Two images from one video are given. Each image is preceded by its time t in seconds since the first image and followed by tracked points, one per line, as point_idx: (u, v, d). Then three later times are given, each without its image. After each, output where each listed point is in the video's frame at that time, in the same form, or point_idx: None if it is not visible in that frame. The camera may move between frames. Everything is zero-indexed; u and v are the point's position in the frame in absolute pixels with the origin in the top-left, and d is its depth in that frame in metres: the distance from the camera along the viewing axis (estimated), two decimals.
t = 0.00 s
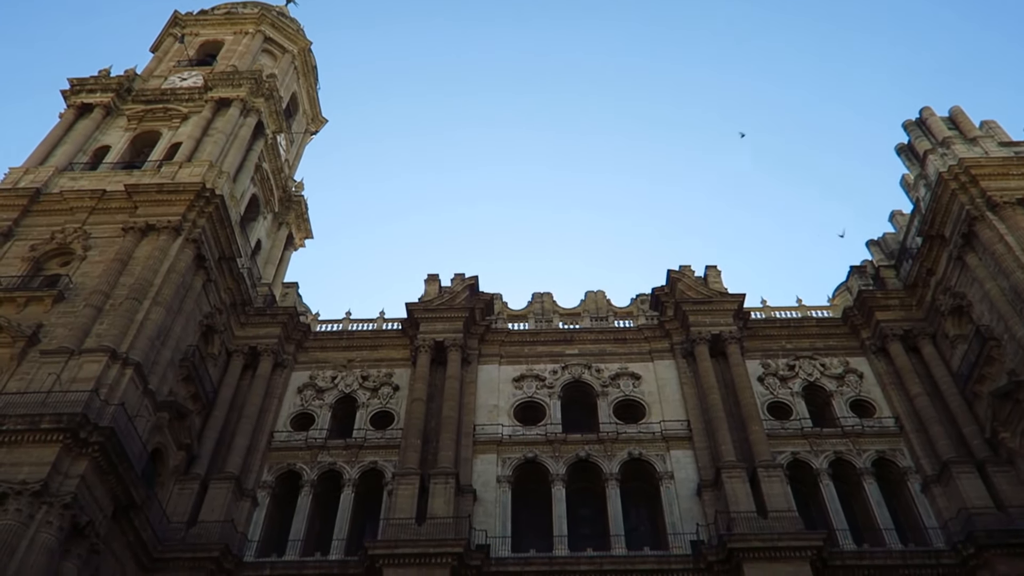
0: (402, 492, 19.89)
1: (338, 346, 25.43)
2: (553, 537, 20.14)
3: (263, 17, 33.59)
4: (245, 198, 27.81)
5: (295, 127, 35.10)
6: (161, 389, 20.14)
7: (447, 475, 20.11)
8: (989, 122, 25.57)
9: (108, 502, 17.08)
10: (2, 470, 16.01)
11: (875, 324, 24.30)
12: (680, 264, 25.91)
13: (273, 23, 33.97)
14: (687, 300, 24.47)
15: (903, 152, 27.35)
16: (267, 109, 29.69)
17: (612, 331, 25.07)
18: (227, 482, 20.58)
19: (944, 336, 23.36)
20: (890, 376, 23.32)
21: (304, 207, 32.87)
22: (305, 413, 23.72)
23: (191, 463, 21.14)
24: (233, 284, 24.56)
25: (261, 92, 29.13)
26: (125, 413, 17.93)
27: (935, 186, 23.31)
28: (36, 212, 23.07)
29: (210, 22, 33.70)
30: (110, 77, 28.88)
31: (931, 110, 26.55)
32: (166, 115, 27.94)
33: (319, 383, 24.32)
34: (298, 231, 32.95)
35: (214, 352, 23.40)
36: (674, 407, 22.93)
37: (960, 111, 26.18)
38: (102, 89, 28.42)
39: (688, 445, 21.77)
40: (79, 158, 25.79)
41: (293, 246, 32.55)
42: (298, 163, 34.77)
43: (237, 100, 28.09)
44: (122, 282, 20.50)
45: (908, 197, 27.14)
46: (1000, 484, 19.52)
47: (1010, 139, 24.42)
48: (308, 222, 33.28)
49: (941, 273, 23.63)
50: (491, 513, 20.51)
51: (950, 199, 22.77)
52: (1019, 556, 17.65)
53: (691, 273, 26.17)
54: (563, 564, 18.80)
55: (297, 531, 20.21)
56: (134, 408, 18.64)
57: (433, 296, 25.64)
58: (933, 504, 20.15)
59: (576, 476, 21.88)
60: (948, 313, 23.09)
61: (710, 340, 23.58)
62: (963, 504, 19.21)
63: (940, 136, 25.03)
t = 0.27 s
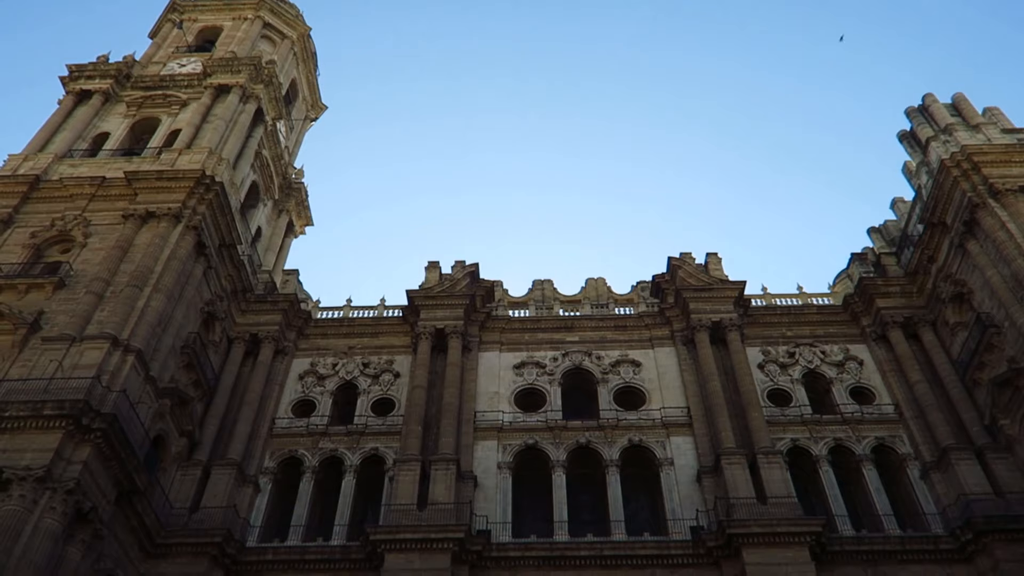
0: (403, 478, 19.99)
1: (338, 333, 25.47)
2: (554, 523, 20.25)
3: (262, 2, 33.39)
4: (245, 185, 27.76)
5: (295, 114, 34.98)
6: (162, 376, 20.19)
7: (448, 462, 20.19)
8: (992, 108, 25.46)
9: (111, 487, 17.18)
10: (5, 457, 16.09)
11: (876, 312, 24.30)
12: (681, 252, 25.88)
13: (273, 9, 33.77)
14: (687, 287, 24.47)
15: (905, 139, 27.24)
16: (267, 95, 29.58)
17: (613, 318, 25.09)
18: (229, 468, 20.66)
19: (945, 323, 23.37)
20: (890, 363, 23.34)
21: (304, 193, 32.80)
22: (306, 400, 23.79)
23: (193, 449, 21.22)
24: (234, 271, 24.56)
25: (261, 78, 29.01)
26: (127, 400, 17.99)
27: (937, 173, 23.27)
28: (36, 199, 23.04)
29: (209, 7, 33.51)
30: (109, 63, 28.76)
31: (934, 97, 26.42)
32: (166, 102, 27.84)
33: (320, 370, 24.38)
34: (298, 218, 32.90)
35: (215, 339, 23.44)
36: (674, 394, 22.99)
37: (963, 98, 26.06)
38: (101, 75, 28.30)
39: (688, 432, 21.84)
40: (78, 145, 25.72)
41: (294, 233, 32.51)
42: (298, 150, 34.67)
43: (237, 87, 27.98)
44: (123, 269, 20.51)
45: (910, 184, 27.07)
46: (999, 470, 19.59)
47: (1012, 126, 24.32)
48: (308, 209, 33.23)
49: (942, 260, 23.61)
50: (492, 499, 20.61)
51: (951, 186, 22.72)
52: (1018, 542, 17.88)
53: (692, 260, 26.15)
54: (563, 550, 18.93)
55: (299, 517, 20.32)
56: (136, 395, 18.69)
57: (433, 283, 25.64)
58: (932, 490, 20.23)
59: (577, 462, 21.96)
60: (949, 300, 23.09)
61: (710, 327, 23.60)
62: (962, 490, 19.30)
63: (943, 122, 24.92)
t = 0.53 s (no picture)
0: (405, 463, 20.07)
1: (340, 319, 25.49)
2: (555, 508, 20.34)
3: None
4: (245, 170, 27.70)
5: (295, 99, 34.84)
6: (164, 361, 20.23)
7: (449, 447, 20.26)
8: (995, 93, 25.34)
9: (114, 473, 17.25)
10: (8, 442, 16.14)
11: (877, 297, 24.30)
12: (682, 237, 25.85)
13: None
14: (688, 273, 24.46)
15: (907, 124, 27.15)
16: (267, 80, 29.45)
17: (614, 304, 25.10)
18: (231, 453, 20.72)
19: (946, 309, 23.37)
20: (891, 349, 23.36)
21: (304, 179, 32.72)
22: (308, 386, 23.83)
23: (195, 435, 21.29)
24: (234, 257, 24.54)
25: (261, 63, 28.88)
26: (129, 386, 18.04)
27: (939, 159, 23.21)
28: (36, 185, 22.99)
29: None
30: (107, 47, 28.63)
31: (937, 82, 26.31)
32: (165, 87, 27.73)
33: (321, 356, 24.42)
34: (299, 204, 32.83)
35: (217, 325, 23.47)
36: (675, 379, 23.03)
37: (966, 83, 25.94)
38: (100, 60, 28.18)
39: (688, 418, 21.90)
40: (78, 131, 25.64)
41: (294, 219, 32.46)
42: (298, 135, 34.55)
43: (236, 72, 27.86)
44: (124, 256, 20.50)
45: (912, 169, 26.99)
46: (999, 455, 19.65)
47: (1015, 111, 24.22)
48: (308, 194, 33.17)
49: (944, 246, 23.59)
50: (493, 484, 20.69)
51: (954, 171, 22.68)
52: (1016, 526, 17.98)
53: (693, 246, 26.13)
54: (564, 535, 19.05)
55: (301, 502, 20.42)
56: (138, 380, 18.74)
57: (435, 269, 25.63)
58: (931, 475, 20.31)
59: (577, 447, 22.03)
60: (950, 286, 23.07)
61: (711, 313, 23.61)
62: (961, 475, 19.38)
63: (945, 107, 24.82)
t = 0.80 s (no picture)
0: (407, 449, 20.13)
1: (341, 305, 25.51)
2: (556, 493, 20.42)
3: None
4: (245, 157, 27.64)
5: (295, 85, 34.72)
6: (166, 348, 20.25)
7: (451, 433, 20.32)
8: (998, 78, 25.23)
9: (116, 459, 17.32)
10: (11, 428, 16.19)
11: (878, 283, 24.29)
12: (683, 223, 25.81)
13: None
14: (689, 259, 24.44)
15: (909, 109, 27.05)
16: (266, 66, 29.34)
17: (615, 290, 25.10)
18: (232, 439, 20.77)
19: (947, 295, 23.37)
20: (891, 334, 23.37)
21: (304, 165, 32.65)
22: (309, 372, 23.88)
23: (197, 421, 21.36)
24: (235, 244, 24.52)
25: (260, 49, 28.76)
26: (131, 372, 18.08)
27: (941, 144, 23.17)
28: (36, 171, 22.95)
29: None
30: (106, 33, 28.50)
31: (939, 67, 26.19)
32: (165, 73, 27.62)
33: (323, 342, 24.44)
34: (299, 190, 32.78)
35: (218, 311, 23.49)
36: (675, 365, 23.06)
37: (968, 67, 25.82)
38: (99, 46, 28.05)
39: (689, 403, 21.95)
40: (78, 117, 25.57)
41: (295, 205, 32.41)
42: (298, 122, 34.45)
43: (236, 57, 27.74)
44: (125, 242, 20.49)
45: (914, 154, 26.93)
46: (999, 440, 19.71)
47: (1018, 96, 24.12)
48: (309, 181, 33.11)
49: (945, 231, 23.57)
50: (494, 469, 20.76)
51: (956, 157, 22.62)
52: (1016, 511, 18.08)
53: (694, 232, 26.09)
54: (566, 519, 19.15)
55: (303, 487, 20.50)
56: (140, 367, 18.77)
57: (436, 255, 25.60)
58: (931, 460, 20.38)
59: (579, 433, 22.09)
60: (951, 271, 23.05)
61: (713, 299, 23.60)
62: (961, 460, 19.45)
63: (948, 92, 24.72)
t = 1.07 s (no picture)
0: (408, 435, 20.19)
1: (342, 292, 25.51)
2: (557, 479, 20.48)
3: None
4: (246, 144, 27.58)
5: (296, 71, 34.60)
6: (167, 335, 20.27)
7: (452, 419, 20.37)
8: (1001, 63, 25.11)
9: (119, 445, 17.37)
10: (13, 415, 16.24)
11: (879, 269, 24.27)
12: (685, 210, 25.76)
13: None
14: (690, 245, 24.42)
15: (911, 94, 26.94)
16: (266, 52, 29.22)
17: (616, 276, 25.09)
18: (235, 426, 20.83)
19: (948, 281, 23.35)
20: (893, 320, 23.36)
21: (305, 152, 32.58)
22: (311, 358, 23.91)
23: (199, 407, 21.41)
24: (236, 230, 24.51)
25: (260, 35, 28.63)
26: (133, 359, 18.12)
27: (943, 129, 23.09)
28: (37, 158, 22.91)
29: None
30: (105, 19, 28.38)
31: (942, 51, 26.05)
32: (165, 59, 27.52)
33: (324, 329, 24.46)
34: (300, 177, 32.73)
35: (219, 298, 23.50)
36: (677, 351, 23.08)
37: (971, 52, 25.69)
38: (98, 32, 27.94)
39: (690, 389, 21.98)
40: (77, 103, 25.50)
41: (296, 192, 32.37)
42: (298, 108, 34.35)
43: (236, 43, 27.63)
44: (126, 229, 20.48)
45: (916, 140, 26.84)
46: (999, 426, 19.74)
47: (1021, 81, 24.01)
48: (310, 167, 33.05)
49: (947, 217, 23.52)
50: (496, 455, 20.82)
51: (958, 142, 22.55)
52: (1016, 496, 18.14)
53: (695, 218, 26.05)
54: (567, 505, 19.23)
55: (305, 474, 20.57)
56: (142, 354, 18.80)
57: (436, 242, 25.58)
58: (932, 445, 20.42)
59: (580, 419, 22.14)
60: (952, 258, 23.02)
61: (714, 286, 23.59)
62: (961, 446, 19.49)
63: (950, 77, 24.61)
